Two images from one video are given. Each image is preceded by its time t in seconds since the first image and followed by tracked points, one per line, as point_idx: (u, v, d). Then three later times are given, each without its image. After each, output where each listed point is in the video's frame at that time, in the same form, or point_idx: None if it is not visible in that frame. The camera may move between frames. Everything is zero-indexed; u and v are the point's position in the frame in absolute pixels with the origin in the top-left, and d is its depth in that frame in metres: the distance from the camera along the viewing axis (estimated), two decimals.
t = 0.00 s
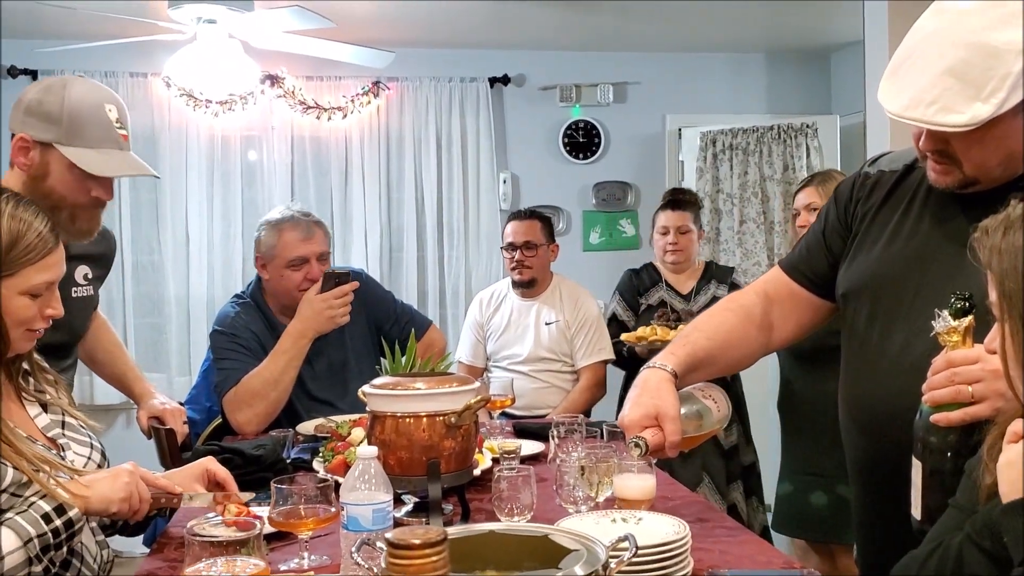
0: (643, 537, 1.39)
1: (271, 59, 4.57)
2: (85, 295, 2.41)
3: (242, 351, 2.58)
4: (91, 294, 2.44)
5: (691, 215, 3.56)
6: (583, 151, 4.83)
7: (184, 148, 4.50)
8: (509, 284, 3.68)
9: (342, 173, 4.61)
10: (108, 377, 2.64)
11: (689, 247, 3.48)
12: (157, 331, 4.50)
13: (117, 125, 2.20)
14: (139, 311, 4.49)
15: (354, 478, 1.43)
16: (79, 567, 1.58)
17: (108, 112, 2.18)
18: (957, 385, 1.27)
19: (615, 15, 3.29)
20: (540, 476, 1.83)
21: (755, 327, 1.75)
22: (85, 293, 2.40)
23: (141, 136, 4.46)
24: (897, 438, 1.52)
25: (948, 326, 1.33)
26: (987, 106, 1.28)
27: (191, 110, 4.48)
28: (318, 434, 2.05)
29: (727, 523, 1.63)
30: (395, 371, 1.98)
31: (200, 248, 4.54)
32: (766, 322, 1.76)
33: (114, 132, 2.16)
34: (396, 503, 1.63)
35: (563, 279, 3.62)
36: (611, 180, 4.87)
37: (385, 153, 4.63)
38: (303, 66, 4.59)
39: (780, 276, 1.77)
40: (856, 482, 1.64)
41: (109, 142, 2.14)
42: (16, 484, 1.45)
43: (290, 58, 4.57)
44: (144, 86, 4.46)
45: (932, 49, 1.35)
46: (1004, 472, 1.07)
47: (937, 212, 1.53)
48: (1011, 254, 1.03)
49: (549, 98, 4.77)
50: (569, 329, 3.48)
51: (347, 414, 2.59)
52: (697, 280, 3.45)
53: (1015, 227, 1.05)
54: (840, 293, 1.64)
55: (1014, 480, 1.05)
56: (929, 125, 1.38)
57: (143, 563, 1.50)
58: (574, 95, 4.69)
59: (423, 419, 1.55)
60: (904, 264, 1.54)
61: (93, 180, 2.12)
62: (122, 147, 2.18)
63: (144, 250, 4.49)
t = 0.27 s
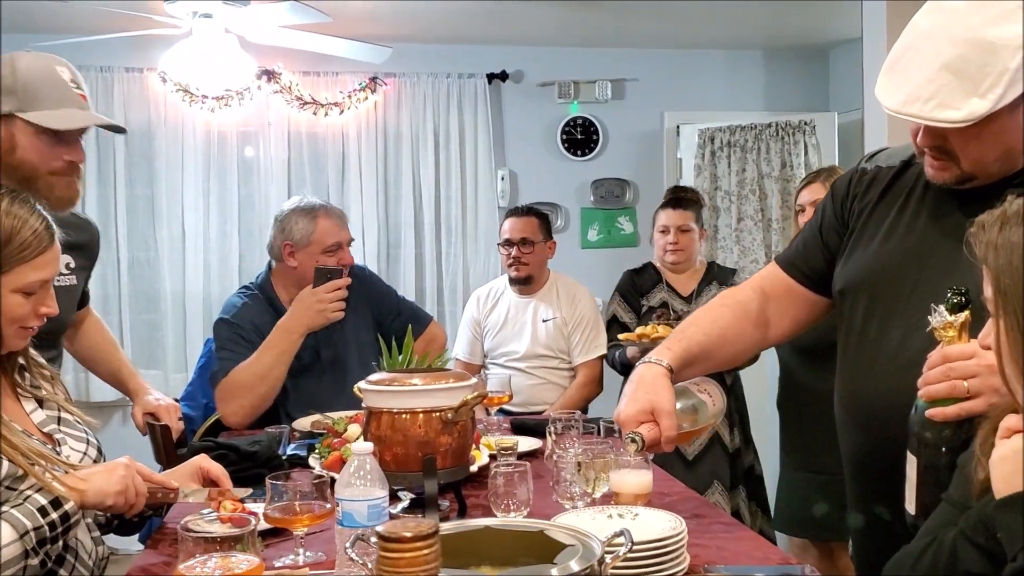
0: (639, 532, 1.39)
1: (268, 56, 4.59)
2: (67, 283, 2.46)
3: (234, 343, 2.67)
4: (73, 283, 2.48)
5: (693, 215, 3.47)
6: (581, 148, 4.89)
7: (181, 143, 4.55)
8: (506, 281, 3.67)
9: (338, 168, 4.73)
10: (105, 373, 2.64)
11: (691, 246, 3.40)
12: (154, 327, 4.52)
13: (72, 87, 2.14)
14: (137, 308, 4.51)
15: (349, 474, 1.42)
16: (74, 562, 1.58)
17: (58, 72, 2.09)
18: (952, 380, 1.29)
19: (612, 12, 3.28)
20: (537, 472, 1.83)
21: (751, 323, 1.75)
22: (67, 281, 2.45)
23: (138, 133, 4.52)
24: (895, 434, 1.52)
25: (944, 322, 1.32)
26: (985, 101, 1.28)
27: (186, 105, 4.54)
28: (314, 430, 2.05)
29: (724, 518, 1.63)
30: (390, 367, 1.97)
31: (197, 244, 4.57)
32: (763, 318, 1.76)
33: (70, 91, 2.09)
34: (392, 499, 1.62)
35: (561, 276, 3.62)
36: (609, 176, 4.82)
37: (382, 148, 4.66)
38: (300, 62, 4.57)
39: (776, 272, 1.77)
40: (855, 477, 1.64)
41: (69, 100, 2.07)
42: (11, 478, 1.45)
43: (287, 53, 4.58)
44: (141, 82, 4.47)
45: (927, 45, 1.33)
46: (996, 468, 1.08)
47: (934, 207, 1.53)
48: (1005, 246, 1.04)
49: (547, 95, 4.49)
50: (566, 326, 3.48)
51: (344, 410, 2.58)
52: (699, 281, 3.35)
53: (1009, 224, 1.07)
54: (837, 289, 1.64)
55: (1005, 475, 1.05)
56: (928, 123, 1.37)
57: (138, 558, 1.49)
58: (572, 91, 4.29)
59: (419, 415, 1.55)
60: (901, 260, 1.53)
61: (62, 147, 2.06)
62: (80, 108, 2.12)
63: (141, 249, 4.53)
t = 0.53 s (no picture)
0: (627, 529, 1.38)
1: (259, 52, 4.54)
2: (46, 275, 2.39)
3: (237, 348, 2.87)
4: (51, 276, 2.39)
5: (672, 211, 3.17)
6: (574, 145, 4.80)
7: (172, 142, 4.49)
8: (498, 279, 3.66)
9: (330, 166, 4.59)
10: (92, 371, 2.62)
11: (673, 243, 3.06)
12: (145, 324, 4.49)
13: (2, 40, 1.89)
14: (127, 305, 4.48)
15: (333, 471, 1.40)
16: (61, 559, 1.57)
17: None
18: (941, 378, 1.26)
19: (605, 9, 3.28)
20: (526, 470, 1.82)
21: (740, 320, 1.74)
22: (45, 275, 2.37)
23: (128, 129, 4.45)
24: (882, 432, 1.51)
25: (934, 319, 1.31)
26: (976, 97, 1.30)
27: (179, 102, 4.46)
28: (302, 427, 2.04)
29: (714, 516, 1.62)
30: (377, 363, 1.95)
31: (187, 239, 4.50)
32: (752, 315, 1.75)
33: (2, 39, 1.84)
34: (378, 497, 1.61)
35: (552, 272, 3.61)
36: (603, 173, 4.84)
37: (375, 146, 4.61)
38: (294, 59, 4.58)
39: (766, 268, 1.76)
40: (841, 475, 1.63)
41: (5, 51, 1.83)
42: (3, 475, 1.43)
43: (279, 50, 4.55)
44: (131, 77, 4.43)
45: (917, 46, 1.37)
46: (980, 465, 1.09)
47: (923, 204, 1.52)
48: (992, 242, 1.03)
49: (541, 92, 4.79)
50: (557, 324, 3.47)
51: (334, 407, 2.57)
52: (680, 280, 3.02)
53: (997, 217, 1.06)
54: (826, 285, 1.63)
55: (993, 473, 1.06)
56: (918, 119, 1.35)
57: (123, 554, 1.48)
58: (566, 89, 4.74)
59: (407, 412, 1.54)
60: (890, 256, 1.53)
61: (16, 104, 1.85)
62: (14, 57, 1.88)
63: (130, 247, 4.46)
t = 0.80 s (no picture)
0: (595, 524, 1.38)
1: (229, 49, 4.57)
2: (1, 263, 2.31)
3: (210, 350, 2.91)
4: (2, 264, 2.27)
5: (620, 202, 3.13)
6: (548, 143, 4.86)
7: (141, 138, 4.46)
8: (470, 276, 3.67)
9: (301, 162, 4.60)
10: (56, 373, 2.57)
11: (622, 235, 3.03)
12: (114, 322, 4.45)
13: None
14: (96, 304, 4.43)
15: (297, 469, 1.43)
16: (23, 558, 1.54)
17: None
18: (903, 373, 1.27)
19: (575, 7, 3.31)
20: (494, 467, 1.82)
21: (708, 316, 1.75)
22: None
23: (97, 125, 4.42)
24: (845, 425, 1.53)
25: (896, 315, 1.33)
26: (941, 95, 1.31)
27: (147, 99, 4.44)
28: (271, 426, 2.03)
29: (681, 511, 1.63)
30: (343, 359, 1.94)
31: (157, 238, 4.48)
32: (720, 311, 1.76)
33: None
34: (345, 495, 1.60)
35: (523, 271, 3.65)
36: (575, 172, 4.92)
37: (345, 142, 4.61)
38: (264, 55, 4.57)
39: (733, 263, 1.77)
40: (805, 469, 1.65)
41: None
42: None
43: (250, 47, 4.57)
44: (100, 74, 4.40)
45: (885, 41, 1.38)
46: (942, 458, 1.10)
47: (888, 199, 1.53)
48: (955, 237, 1.01)
49: (514, 89, 4.85)
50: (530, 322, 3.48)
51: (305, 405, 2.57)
52: (630, 274, 2.99)
53: (960, 209, 1.04)
54: (792, 280, 1.64)
55: (955, 465, 1.08)
56: (885, 116, 1.36)
57: (86, 555, 1.46)
58: (539, 86, 4.79)
59: (373, 409, 1.52)
60: (853, 251, 1.54)
61: None
62: None
63: (100, 245, 4.43)
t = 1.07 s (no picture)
0: (551, 518, 1.38)
1: (188, 44, 4.52)
2: None
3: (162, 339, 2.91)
4: None
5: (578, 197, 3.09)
6: (511, 139, 4.91)
7: (98, 133, 4.41)
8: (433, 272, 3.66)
9: (261, 159, 4.59)
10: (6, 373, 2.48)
11: (579, 234, 3.01)
12: (71, 320, 4.38)
13: None
14: (51, 302, 4.35)
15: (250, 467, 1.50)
16: None
17: None
18: (854, 369, 1.28)
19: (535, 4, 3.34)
20: (453, 463, 1.82)
21: (665, 311, 1.76)
22: None
23: (53, 120, 4.35)
24: (799, 418, 1.55)
25: (846, 312, 1.34)
26: (891, 92, 1.33)
27: (104, 94, 4.38)
28: (227, 425, 2.02)
29: (639, 505, 1.64)
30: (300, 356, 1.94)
31: (115, 235, 4.43)
32: (677, 305, 1.77)
33: None
34: (301, 493, 1.59)
35: (483, 268, 3.64)
36: (538, 169, 4.97)
37: (306, 137, 4.63)
38: (223, 51, 4.56)
39: (690, 258, 1.78)
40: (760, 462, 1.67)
41: None
42: None
43: (209, 42, 4.53)
44: (54, 68, 4.32)
45: (836, 39, 1.40)
46: (891, 449, 1.08)
47: (841, 194, 1.55)
48: (897, 231, 1.00)
49: (476, 85, 4.89)
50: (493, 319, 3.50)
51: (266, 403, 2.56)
52: (587, 275, 2.99)
53: (901, 203, 1.01)
54: (747, 274, 1.65)
55: (903, 454, 1.06)
56: (837, 114, 1.37)
57: (35, 557, 1.44)
58: (501, 83, 4.82)
59: (327, 406, 1.52)
60: (807, 246, 1.55)
61: None
62: None
63: (56, 242, 4.36)
